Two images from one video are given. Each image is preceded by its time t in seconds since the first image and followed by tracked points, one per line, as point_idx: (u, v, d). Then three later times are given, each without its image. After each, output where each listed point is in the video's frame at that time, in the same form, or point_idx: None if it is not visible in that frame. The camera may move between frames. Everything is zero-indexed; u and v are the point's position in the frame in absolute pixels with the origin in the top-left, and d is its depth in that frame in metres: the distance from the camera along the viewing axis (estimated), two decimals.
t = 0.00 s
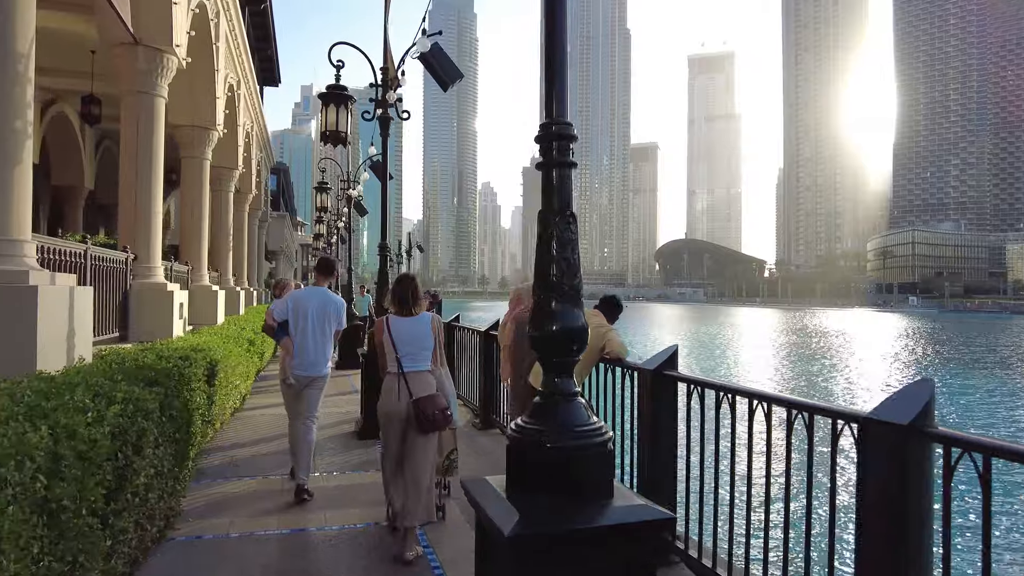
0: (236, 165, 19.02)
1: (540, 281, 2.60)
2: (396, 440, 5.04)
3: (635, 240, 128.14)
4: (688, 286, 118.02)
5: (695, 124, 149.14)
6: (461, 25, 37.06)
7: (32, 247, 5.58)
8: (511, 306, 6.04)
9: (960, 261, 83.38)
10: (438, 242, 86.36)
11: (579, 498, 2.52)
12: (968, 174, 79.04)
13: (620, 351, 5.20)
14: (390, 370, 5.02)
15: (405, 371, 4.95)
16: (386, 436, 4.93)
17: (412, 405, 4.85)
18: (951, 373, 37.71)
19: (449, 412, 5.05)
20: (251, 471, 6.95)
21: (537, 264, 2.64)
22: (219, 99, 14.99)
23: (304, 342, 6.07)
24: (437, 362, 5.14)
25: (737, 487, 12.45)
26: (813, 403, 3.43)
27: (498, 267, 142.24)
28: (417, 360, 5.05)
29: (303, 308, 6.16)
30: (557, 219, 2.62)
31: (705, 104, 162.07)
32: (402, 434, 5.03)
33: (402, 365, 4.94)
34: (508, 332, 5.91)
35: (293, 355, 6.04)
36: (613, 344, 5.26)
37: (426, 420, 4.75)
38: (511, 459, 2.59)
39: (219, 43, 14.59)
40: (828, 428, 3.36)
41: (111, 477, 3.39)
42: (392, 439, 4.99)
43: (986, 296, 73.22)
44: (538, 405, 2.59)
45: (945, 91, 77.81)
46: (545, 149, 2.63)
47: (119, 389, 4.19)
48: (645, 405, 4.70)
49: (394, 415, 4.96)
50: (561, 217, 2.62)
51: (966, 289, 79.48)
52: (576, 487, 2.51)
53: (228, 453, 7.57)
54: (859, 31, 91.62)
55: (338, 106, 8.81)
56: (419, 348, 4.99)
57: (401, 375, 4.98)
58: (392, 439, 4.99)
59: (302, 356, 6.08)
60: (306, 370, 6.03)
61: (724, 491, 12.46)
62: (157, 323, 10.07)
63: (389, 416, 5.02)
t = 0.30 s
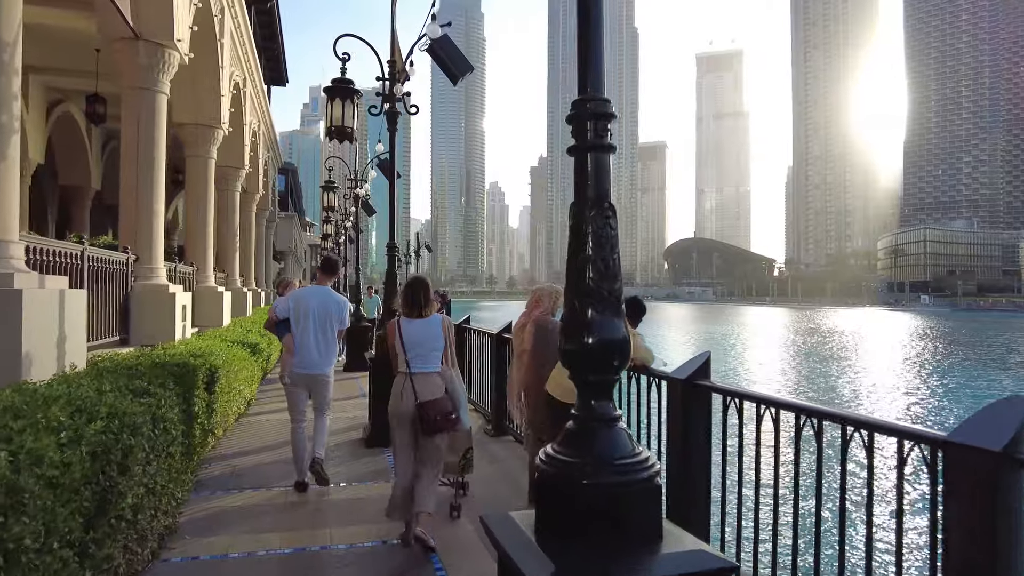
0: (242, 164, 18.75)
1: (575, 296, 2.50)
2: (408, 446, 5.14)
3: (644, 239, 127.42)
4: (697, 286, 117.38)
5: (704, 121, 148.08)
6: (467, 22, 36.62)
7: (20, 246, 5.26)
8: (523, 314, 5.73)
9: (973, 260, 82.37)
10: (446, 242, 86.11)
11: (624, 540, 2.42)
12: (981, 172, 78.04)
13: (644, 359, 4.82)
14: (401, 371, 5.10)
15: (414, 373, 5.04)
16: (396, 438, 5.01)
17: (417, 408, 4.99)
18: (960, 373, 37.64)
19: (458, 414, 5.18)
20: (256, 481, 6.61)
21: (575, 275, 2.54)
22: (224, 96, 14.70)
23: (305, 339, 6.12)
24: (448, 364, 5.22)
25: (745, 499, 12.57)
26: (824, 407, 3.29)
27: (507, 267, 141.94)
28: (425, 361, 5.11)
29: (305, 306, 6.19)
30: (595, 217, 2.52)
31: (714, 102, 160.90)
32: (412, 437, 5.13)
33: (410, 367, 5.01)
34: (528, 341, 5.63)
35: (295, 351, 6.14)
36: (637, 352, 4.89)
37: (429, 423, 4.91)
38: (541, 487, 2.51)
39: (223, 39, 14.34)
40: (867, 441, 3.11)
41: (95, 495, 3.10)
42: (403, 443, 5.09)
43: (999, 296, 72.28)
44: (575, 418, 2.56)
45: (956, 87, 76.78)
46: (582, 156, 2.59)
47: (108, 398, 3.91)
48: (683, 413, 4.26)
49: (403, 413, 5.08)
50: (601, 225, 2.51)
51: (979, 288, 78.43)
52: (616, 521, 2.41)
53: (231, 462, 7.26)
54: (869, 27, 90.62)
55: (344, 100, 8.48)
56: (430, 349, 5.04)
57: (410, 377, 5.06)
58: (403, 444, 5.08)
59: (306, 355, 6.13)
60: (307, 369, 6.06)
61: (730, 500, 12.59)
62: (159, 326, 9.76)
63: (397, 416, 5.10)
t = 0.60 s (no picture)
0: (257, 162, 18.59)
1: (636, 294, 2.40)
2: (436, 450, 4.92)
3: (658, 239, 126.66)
4: (712, 286, 116.41)
5: (720, 119, 146.45)
6: (480, 20, 36.26)
7: (19, 241, 4.99)
8: (546, 314, 5.44)
9: (994, 259, 80.93)
10: (459, 242, 86.03)
11: (696, 571, 2.26)
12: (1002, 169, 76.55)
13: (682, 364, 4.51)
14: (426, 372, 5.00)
15: (440, 372, 4.97)
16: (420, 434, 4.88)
17: (446, 405, 4.88)
18: (978, 373, 37.17)
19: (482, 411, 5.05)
20: (270, 488, 6.33)
21: (641, 273, 2.41)
22: (236, 92, 14.53)
23: (321, 340, 6.07)
24: (475, 362, 5.12)
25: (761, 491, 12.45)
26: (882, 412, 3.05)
27: (521, 266, 141.54)
28: (452, 359, 5.05)
29: (322, 305, 6.16)
30: (668, 187, 2.42)
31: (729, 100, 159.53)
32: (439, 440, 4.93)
33: (438, 366, 4.95)
34: (556, 342, 5.33)
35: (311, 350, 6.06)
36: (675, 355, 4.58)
37: (457, 420, 4.77)
38: (601, 512, 2.39)
39: (237, 34, 14.20)
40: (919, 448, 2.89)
41: (91, 507, 2.85)
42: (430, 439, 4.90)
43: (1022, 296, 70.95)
44: (641, 430, 2.43)
45: (976, 84, 75.34)
46: (643, 137, 2.46)
47: (105, 400, 3.65)
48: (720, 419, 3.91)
49: (430, 414, 4.94)
50: (668, 220, 2.39)
51: (1001, 288, 77.02)
52: (679, 548, 2.25)
53: (243, 466, 6.97)
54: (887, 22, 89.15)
55: (360, 90, 8.16)
56: (454, 348, 5.01)
57: (436, 375, 4.99)
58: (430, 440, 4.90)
59: (322, 356, 6.11)
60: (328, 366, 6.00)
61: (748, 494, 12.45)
62: (170, 326, 9.50)
63: (423, 415, 4.96)
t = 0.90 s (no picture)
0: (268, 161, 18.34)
1: (730, 312, 2.20)
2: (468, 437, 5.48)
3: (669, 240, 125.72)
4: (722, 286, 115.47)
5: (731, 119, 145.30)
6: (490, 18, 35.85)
7: (16, 240, 4.72)
8: (570, 321, 5.10)
9: (1011, 260, 79.71)
10: (468, 242, 85.63)
11: None
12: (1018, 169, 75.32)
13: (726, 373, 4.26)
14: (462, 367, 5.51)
15: (476, 368, 5.49)
16: (460, 427, 5.33)
17: (481, 400, 5.34)
18: (992, 376, 36.60)
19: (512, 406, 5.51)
20: (281, 500, 5.99)
21: (734, 267, 2.24)
22: (247, 89, 14.29)
23: (347, 338, 6.81)
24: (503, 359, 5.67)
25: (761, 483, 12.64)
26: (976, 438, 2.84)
27: (530, 266, 140.97)
28: (483, 356, 5.52)
29: (345, 304, 6.95)
30: (774, 162, 2.20)
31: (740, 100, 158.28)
32: (472, 435, 5.42)
33: (472, 363, 5.47)
34: (586, 352, 4.96)
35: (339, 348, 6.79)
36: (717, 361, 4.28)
37: (495, 411, 5.25)
38: (690, 566, 2.14)
39: (247, 30, 13.95)
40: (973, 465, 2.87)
41: (77, 541, 2.51)
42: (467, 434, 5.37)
43: None
44: (743, 462, 2.21)
45: (991, 82, 74.16)
46: (734, 108, 2.30)
47: (122, 415, 3.43)
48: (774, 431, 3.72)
49: (466, 413, 5.39)
50: (777, 211, 2.18)
51: (1017, 289, 75.86)
52: None
53: (250, 476, 6.65)
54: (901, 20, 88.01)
55: (373, 82, 7.83)
56: (485, 348, 5.51)
57: (471, 370, 5.50)
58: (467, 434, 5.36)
59: (345, 353, 6.89)
60: (350, 363, 6.77)
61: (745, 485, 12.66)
62: (176, 327, 9.19)
63: (458, 411, 5.46)
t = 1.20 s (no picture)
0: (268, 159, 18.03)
1: (813, 323, 1.90)
2: (474, 436, 5.45)
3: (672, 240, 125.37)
4: (726, 286, 115.06)
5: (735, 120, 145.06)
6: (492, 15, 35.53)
7: None
8: (582, 322, 4.84)
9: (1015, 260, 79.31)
10: (470, 242, 85.52)
11: None
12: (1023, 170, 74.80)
13: (752, 378, 3.97)
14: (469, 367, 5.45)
15: (483, 370, 5.41)
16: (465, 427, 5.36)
17: (489, 401, 5.31)
18: (998, 375, 36.32)
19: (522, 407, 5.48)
20: (276, 509, 5.68)
21: (815, 239, 1.95)
22: (244, 86, 14.03)
23: (346, 338, 6.71)
24: (513, 362, 5.56)
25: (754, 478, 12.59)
26: None
27: (533, 266, 140.83)
28: (491, 360, 5.50)
29: (347, 304, 6.82)
30: (886, 108, 1.85)
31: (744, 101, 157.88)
32: (478, 432, 5.44)
33: (480, 365, 5.39)
34: (605, 354, 4.65)
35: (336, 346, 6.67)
36: (742, 365, 4.01)
37: (502, 413, 5.19)
38: None
39: (245, 24, 13.69)
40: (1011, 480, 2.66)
41: (26, 571, 2.21)
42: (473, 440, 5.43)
43: None
44: (835, 504, 1.85)
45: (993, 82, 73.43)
46: (828, 44, 1.95)
47: (93, 424, 3.13)
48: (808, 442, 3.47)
49: (473, 410, 5.39)
50: (891, 174, 1.82)
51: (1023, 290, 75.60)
52: None
53: (243, 484, 6.35)
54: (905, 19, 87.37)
55: (373, 73, 7.53)
56: (494, 349, 5.45)
57: (478, 372, 5.43)
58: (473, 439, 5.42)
59: (347, 354, 6.71)
60: (347, 366, 6.64)
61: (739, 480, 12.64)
62: (167, 326, 8.85)
63: (467, 411, 5.44)
